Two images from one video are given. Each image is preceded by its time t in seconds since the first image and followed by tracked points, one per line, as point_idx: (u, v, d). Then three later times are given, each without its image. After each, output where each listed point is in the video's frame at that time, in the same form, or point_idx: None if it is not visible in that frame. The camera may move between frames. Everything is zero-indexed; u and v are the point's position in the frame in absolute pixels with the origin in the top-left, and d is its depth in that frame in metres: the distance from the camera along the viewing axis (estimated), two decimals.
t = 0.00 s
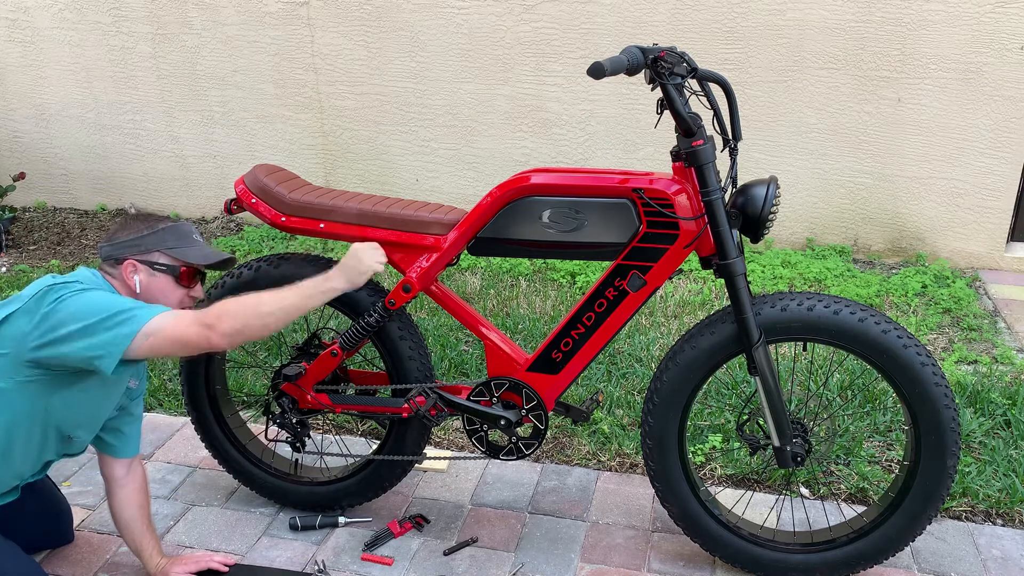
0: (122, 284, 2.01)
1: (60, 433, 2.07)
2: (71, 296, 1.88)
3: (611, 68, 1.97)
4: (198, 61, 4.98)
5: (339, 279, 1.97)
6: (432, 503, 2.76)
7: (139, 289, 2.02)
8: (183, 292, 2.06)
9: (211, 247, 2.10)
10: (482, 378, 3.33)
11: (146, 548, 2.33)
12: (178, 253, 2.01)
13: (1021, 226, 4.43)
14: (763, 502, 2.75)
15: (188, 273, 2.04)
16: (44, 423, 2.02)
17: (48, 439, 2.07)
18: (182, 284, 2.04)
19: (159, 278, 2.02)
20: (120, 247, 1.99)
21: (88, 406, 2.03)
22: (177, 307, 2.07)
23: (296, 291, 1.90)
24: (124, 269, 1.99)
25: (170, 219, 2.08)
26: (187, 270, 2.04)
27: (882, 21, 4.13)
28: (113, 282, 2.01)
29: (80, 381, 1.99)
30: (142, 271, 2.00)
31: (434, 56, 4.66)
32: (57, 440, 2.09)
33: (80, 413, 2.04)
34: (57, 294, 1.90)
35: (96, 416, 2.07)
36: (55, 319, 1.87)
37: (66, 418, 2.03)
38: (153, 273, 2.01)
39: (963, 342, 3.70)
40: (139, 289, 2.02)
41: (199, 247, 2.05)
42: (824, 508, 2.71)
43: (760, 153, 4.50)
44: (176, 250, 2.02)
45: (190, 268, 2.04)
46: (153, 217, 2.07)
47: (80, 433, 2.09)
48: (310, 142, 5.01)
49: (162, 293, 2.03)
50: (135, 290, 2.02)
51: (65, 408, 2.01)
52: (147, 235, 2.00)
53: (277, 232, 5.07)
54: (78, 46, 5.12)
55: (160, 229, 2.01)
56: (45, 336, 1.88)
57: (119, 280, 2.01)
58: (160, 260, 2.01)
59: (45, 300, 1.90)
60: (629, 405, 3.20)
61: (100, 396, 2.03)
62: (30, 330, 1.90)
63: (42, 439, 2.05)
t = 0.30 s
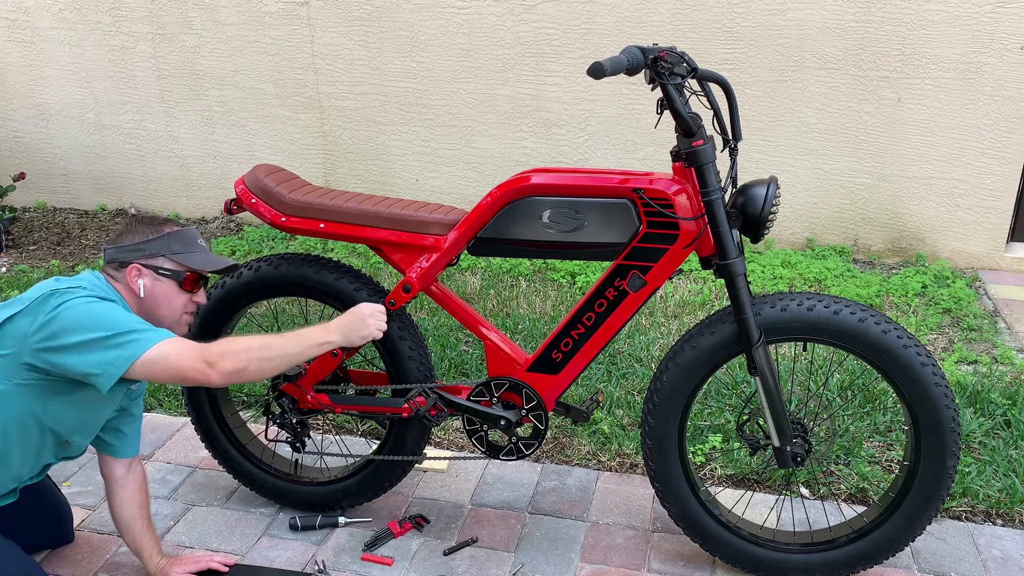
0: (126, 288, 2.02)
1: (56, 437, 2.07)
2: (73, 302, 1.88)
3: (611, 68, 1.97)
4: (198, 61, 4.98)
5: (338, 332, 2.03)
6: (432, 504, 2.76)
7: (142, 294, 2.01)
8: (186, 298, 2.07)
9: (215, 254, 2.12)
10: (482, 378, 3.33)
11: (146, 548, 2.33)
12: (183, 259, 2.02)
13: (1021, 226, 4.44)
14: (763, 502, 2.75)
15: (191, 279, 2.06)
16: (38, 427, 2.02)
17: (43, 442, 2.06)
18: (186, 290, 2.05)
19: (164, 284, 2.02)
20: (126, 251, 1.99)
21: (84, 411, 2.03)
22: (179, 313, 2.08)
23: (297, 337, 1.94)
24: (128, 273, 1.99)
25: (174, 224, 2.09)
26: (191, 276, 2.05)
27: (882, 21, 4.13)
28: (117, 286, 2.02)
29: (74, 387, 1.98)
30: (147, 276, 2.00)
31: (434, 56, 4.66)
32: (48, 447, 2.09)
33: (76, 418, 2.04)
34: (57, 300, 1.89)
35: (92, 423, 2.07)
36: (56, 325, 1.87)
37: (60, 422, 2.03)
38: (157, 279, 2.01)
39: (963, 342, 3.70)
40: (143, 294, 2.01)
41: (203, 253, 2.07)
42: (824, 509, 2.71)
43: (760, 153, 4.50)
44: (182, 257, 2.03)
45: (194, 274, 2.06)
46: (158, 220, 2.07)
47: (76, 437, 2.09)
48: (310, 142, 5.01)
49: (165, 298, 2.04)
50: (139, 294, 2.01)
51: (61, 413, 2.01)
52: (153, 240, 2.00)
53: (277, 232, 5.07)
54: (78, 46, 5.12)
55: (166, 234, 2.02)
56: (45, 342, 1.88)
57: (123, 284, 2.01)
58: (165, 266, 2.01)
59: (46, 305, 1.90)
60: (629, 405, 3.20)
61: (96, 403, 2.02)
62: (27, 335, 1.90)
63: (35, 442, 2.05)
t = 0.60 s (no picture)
0: (127, 290, 2.01)
1: (54, 439, 2.07)
2: (73, 305, 1.88)
3: (611, 68, 1.97)
4: (198, 61, 4.98)
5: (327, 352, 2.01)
6: (432, 503, 2.76)
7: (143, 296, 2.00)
8: (186, 302, 2.07)
9: (218, 258, 2.11)
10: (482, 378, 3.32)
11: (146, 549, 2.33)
12: (186, 263, 2.01)
13: (1021, 226, 4.44)
14: (763, 502, 2.75)
15: (192, 282, 2.05)
16: (37, 429, 2.02)
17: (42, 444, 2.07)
18: (186, 294, 2.05)
19: (164, 287, 2.01)
20: (128, 253, 1.98)
21: (81, 414, 2.03)
22: (179, 316, 2.07)
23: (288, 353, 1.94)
24: (130, 275, 1.98)
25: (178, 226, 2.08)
26: (192, 279, 2.05)
27: (882, 21, 4.13)
28: (119, 287, 2.01)
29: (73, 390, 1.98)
30: (148, 278, 1.99)
31: (434, 56, 4.66)
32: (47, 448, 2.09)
33: (73, 421, 2.04)
34: (58, 303, 1.90)
35: (90, 425, 2.07)
36: (55, 327, 1.87)
37: (59, 425, 2.03)
38: (159, 281, 2.00)
39: (963, 342, 3.71)
40: (144, 296, 2.00)
41: (206, 257, 2.07)
42: (824, 508, 2.71)
43: (760, 153, 4.49)
44: (184, 260, 2.02)
45: (195, 278, 2.05)
46: (161, 222, 2.06)
47: (75, 440, 2.09)
48: (310, 142, 5.01)
49: (166, 301, 2.03)
50: (140, 296, 2.00)
51: (59, 416, 2.01)
52: (156, 243, 2.00)
53: (277, 232, 5.07)
54: (78, 46, 5.12)
55: (169, 237, 2.02)
56: (44, 344, 1.88)
57: (124, 286, 2.01)
58: (167, 269, 2.01)
59: (47, 307, 1.90)
60: (629, 405, 3.20)
61: (93, 407, 2.02)
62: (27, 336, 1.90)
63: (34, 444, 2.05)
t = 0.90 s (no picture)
0: (132, 298, 1.99)
1: (46, 445, 2.07)
2: (69, 312, 1.87)
3: (611, 68, 1.97)
4: (198, 61, 4.98)
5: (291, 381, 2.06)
6: (432, 503, 2.76)
7: (148, 306, 2.00)
8: (188, 315, 2.07)
9: (224, 275, 2.12)
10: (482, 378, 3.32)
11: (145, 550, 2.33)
12: (196, 279, 2.02)
13: (1021, 226, 4.44)
14: (763, 502, 2.75)
15: (198, 297, 2.06)
16: (30, 434, 2.03)
17: (35, 448, 2.07)
18: (190, 308, 2.06)
19: (171, 300, 2.01)
20: (138, 261, 1.97)
21: (73, 422, 2.03)
22: (179, 327, 2.08)
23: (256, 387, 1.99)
24: (138, 284, 1.97)
25: (188, 237, 2.07)
26: (197, 294, 2.06)
27: (882, 21, 4.13)
28: (123, 294, 1.99)
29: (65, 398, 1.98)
30: (156, 289, 1.99)
31: (434, 56, 4.66)
32: (40, 454, 2.09)
33: (64, 428, 2.04)
34: (54, 310, 1.89)
35: (81, 434, 2.06)
36: (49, 334, 1.86)
37: (51, 431, 2.03)
38: (166, 294, 2.00)
39: (963, 342, 3.70)
40: (149, 306, 2.00)
41: (215, 275, 2.08)
42: (824, 509, 2.71)
43: (760, 153, 4.49)
44: (193, 276, 2.03)
45: (201, 294, 2.07)
46: (172, 230, 2.05)
47: (66, 446, 2.09)
48: (310, 142, 5.01)
49: (170, 313, 2.03)
50: (145, 306, 2.00)
51: (50, 423, 2.02)
52: (167, 254, 1.99)
53: (277, 232, 5.07)
54: (78, 46, 5.12)
55: (182, 250, 2.01)
56: (38, 350, 1.88)
57: (129, 293, 1.99)
58: (176, 282, 2.01)
59: (42, 313, 1.89)
60: (629, 405, 3.20)
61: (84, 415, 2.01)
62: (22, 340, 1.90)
63: (27, 449, 2.06)
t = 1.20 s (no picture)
0: (135, 304, 1.98)
1: (38, 450, 2.07)
2: (66, 319, 1.86)
3: (611, 68, 1.97)
4: (198, 61, 4.98)
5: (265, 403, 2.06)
6: (432, 503, 2.76)
7: (152, 313, 1.99)
8: (188, 322, 2.07)
9: (225, 282, 2.13)
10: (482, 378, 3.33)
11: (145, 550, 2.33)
12: (201, 288, 2.03)
13: (1021, 226, 4.44)
14: (763, 502, 2.75)
15: (199, 304, 2.07)
16: (22, 440, 2.03)
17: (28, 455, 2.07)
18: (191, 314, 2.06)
19: (175, 307, 2.01)
20: (146, 269, 1.95)
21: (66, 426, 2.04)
22: (179, 333, 2.08)
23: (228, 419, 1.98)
24: (144, 291, 1.96)
25: (192, 245, 2.06)
26: (199, 301, 2.07)
27: (882, 21, 4.13)
28: (126, 299, 1.98)
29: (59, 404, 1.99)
30: (162, 296, 1.98)
31: (434, 56, 4.66)
32: (33, 459, 2.09)
33: (57, 433, 2.04)
34: (51, 316, 1.88)
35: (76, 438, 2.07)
36: (45, 341, 1.85)
37: (44, 437, 2.04)
38: (171, 301, 2.00)
39: (963, 342, 3.71)
40: (153, 313, 1.99)
41: (219, 283, 2.09)
42: (824, 508, 2.71)
43: (760, 153, 4.49)
44: (199, 285, 2.03)
45: (202, 301, 2.08)
46: (177, 237, 2.04)
47: (59, 451, 2.10)
48: (310, 142, 5.01)
49: (173, 321, 2.03)
50: (150, 313, 1.99)
51: (43, 428, 2.02)
52: (176, 264, 1.98)
53: (277, 232, 5.07)
54: (78, 45, 5.12)
55: (189, 259, 2.01)
56: (33, 356, 1.88)
57: (133, 300, 1.98)
58: (181, 290, 2.01)
59: (40, 319, 1.89)
60: (629, 405, 3.20)
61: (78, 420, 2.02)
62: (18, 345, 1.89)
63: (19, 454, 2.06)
